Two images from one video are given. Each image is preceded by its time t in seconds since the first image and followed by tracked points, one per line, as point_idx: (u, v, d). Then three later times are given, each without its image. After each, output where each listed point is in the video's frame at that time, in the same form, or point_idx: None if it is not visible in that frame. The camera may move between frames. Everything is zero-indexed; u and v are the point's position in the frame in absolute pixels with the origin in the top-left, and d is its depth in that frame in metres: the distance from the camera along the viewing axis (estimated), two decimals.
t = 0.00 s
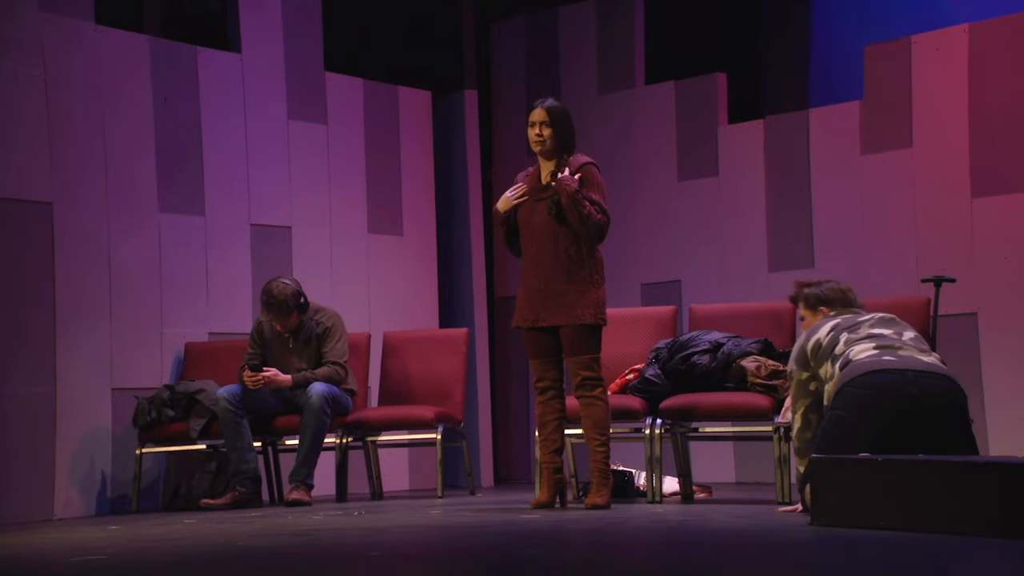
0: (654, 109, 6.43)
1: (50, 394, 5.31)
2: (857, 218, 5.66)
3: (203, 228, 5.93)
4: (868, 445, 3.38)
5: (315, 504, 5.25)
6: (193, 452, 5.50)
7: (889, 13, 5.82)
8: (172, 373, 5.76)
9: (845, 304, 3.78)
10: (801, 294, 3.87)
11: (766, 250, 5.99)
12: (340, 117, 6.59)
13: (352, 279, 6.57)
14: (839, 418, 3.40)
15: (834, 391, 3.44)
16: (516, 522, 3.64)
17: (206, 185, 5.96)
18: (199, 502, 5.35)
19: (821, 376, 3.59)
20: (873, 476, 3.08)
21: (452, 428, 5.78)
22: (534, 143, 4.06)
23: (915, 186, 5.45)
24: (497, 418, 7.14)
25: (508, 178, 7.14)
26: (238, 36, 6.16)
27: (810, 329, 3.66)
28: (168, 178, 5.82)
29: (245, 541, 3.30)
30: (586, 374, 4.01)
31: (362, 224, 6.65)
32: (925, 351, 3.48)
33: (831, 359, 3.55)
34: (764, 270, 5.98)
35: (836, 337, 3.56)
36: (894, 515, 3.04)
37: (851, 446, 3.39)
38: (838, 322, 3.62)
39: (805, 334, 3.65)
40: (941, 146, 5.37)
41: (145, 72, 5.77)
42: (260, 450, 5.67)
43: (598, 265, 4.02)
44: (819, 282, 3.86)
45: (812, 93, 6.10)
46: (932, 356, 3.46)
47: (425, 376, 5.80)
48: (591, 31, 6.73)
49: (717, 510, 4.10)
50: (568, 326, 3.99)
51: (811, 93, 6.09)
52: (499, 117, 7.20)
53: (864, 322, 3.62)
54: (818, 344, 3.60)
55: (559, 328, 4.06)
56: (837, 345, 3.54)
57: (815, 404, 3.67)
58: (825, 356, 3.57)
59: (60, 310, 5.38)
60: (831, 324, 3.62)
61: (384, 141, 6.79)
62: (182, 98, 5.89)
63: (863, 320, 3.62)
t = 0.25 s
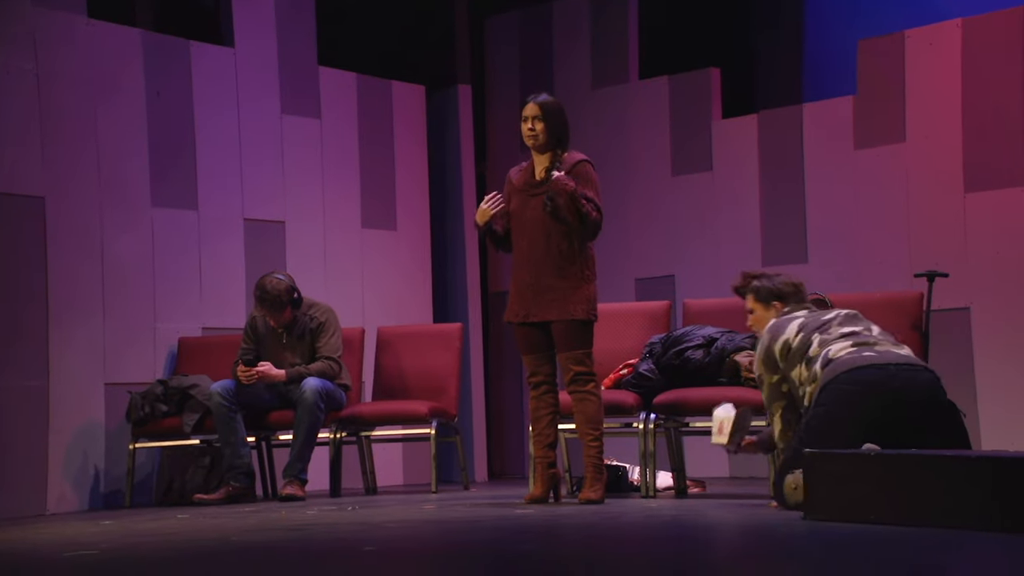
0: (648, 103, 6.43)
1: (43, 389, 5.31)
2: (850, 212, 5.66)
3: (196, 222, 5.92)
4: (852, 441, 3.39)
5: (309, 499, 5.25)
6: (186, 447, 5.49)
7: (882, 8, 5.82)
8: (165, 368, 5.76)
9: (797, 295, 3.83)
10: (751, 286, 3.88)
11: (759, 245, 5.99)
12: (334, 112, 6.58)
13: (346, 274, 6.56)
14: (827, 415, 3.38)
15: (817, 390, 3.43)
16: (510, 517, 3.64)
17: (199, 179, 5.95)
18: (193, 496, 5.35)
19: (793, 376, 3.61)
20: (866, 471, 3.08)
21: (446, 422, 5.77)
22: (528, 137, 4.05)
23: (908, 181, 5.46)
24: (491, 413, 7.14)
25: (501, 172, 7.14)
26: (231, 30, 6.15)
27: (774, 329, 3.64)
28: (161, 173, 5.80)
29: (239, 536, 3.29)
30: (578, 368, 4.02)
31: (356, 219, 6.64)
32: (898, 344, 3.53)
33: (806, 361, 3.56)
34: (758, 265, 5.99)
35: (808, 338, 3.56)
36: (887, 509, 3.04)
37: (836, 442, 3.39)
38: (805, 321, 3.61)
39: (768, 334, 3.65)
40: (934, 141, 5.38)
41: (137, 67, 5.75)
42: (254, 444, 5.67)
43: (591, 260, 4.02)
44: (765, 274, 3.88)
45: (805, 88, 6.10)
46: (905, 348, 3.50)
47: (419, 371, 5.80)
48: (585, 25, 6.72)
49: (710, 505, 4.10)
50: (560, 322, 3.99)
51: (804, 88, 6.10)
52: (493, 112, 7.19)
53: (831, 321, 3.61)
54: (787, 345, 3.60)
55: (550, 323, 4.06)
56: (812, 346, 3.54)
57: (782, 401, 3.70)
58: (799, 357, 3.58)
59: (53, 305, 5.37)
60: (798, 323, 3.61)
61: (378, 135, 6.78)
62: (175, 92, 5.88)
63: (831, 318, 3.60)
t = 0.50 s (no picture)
0: (644, 102, 6.43)
1: (39, 388, 5.30)
2: (845, 212, 5.67)
3: (191, 221, 5.92)
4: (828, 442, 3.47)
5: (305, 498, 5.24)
6: (182, 446, 5.49)
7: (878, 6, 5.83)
8: (161, 367, 5.75)
9: (745, 302, 3.87)
10: (700, 297, 3.90)
11: (755, 244, 6.00)
12: (330, 110, 6.58)
13: (341, 272, 6.56)
14: (806, 416, 3.46)
15: (794, 393, 3.51)
16: (506, 516, 3.64)
17: (194, 178, 5.94)
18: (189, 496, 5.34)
19: (763, 387, 3.66)
20: (862, 470, 3.09)
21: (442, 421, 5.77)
22: (524, 137, 4.05)
23: (903, 180, 5.47)
24: (487, 410, 7.15)
25: (497, 171, 7.14)
26: (226, 29, 6.15)
27: (737, 341, 3.68)
28: (156, 171, 5.80)
29: (234, 535, 3.29)
30: (572, 367, 4.02)
31: (352, 218, 6.64)
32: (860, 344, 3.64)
33: (775, 369, 3.62)
34: (753, 264, 5.99)
35: (775, 347, 3.62)
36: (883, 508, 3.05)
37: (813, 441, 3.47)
38: (769, 330, 3.67)
39: (731, 348, 3.67)
40: (928, 140, 5.39)
41: (132, 65, 5.74)
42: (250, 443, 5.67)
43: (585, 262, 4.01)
44: (712, 283, 3.92)
45: (800, 86, 6.11)
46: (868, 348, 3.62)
47: (415, 370, 5.80)
48: (581, 24, 6.72)
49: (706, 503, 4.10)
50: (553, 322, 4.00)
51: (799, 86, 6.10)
52: (489, 111, 7.19)
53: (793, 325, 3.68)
54: (754, 356, 3.64)
55: (544, 322, 4.06)
56: (780, 353, 3.61)
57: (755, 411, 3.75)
58: (767, 367, 3.63)
59: (48, 304, 5.36)
60: (762, 333, 3.66)
61: (373, 134, 6.77)
62: (170, 90, 5.87)
63: (791, 323, 3.68)
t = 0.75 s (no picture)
0: (641, 101, 6.43)
1: (35, 387, 5.30)
2: (842, 211, 5.67)
3: (188, 220, 5.91)
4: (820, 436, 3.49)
5: (302, 497, 5.24)
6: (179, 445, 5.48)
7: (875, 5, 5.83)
8: (158, 367, 5.75)
9: (694, 316, 3.76)
10: (648, 314, 3.76)
11: (752, 243, 6.00)
12: (327, 109, 6.57)
13: (338, 271, 6.55)
14: (794, 408, 3.49)
15: (778, 389, 3.53)
16: (503, 515, 3.64)
17: (191, 177, 5.94)
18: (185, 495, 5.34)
19: (737, 392, 3.62)
20: (860, 469, 3.10)
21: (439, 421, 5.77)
22: (522, 137, 4.06)
23: (900, 179, 5.47)
24: (484, 409, 7.15)
25: (494, 170, 7.13)
26: (223, 28, 6.14)
27: (706, 350, 3.63)
28: (152, 170, 5.79)
29: (231, 535, 3.29)
30: (567, 367, 4.02)
31: (349, 217, 6.63)
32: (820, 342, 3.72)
33: (750, 372, 3.59)
34: (750, 263, 6.00)
35: (748, 350, 3.60)
36: (881, 507, 3.06)
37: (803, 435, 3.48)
38: (736, 335, 3.65)
39: (700, 356, 3.63)
40: (925, 139, 5.39)
41: (129, 65, 5.74)
42: (247, 443, 5.66)
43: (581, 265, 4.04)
44: (659, 298, 3.79)
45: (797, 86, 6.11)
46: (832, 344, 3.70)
47: (412, 369, 5.80)
48: (578, 23, 6.72)
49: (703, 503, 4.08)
50: (548, 324, 4.01)
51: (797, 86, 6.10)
52: (486, 110, 7.19)
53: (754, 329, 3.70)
54: (729, 361, 3.60)
55: (539, 321, 4.07)
56: (754, 356, 3.60)
57: (729, 414, 3.65)
58: (741, 371, 3.59)
59: (45, 304, 5.36)
60: (729, 339, 3.63)
61: (370, 133, 6.77)
62: (166, 90, 5.87)
63: (753, 327, 3.69)
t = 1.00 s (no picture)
0: (638, 98, 6.43)
1: (33, 384, 5.30)
2: (839, 209, 5.68)
3: (185, 218, 5.91)
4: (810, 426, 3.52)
5: (300, 495, 5.24)
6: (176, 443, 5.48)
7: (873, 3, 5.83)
8: (155, 364, 5.75)
9: (660, 312, 3.71)
10: (613, 307, 3.74)
11: (749, 241, 6.00)
12: (324, 107, 6.57)
13: (336, 269, 6.55)
14: (779, 402, 3.51)
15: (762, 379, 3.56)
16: (500, 513, 3.64)
17: (188, 175, 5.93)
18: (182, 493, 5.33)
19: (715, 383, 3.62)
20: (856, 467, 3.10)
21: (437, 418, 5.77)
22: (518, 136, 4.05)
23: (897, 177, 5.48)
24: (482, 407, 7.16)
25: (492, 168, 7.13)
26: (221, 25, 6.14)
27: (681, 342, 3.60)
28: (149, 168, 5.78)
29: (228, 533, 3.29)
30: (564, 364, 4.03)
31: (346, 215, 6.63)
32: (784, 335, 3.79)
33: (727, 365, 3.61)
34: (748, 261, 6.00)
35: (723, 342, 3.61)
36: (877, 505, 3.06)
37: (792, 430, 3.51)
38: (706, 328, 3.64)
39: (678, 348, 3.58)
40: (923, 137, 5.39)
41: (127, 62, 5.74)
42: (245, 441, 5.66)
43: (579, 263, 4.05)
44: (624, 292, 3.75)
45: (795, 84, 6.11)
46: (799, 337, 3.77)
47: (410, 367, 5.80)
48: (576, 21, 6.71)
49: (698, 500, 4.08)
50: (545, 322, 4.02)
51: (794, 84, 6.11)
52: (483, 108, 7.19)
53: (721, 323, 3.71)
54: (704, 353, 3.59)
55: (536, 320, 4.07)
56: (730, 349, 3.60)
57: (708, 400, 3.54)
58: (718, 364, 3.60)
59: (42, 302, 5.36)
60: (702, 332, 3.62)
61: (368, 132, 6.77)
62: (163, 87, 5.86)
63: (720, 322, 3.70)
